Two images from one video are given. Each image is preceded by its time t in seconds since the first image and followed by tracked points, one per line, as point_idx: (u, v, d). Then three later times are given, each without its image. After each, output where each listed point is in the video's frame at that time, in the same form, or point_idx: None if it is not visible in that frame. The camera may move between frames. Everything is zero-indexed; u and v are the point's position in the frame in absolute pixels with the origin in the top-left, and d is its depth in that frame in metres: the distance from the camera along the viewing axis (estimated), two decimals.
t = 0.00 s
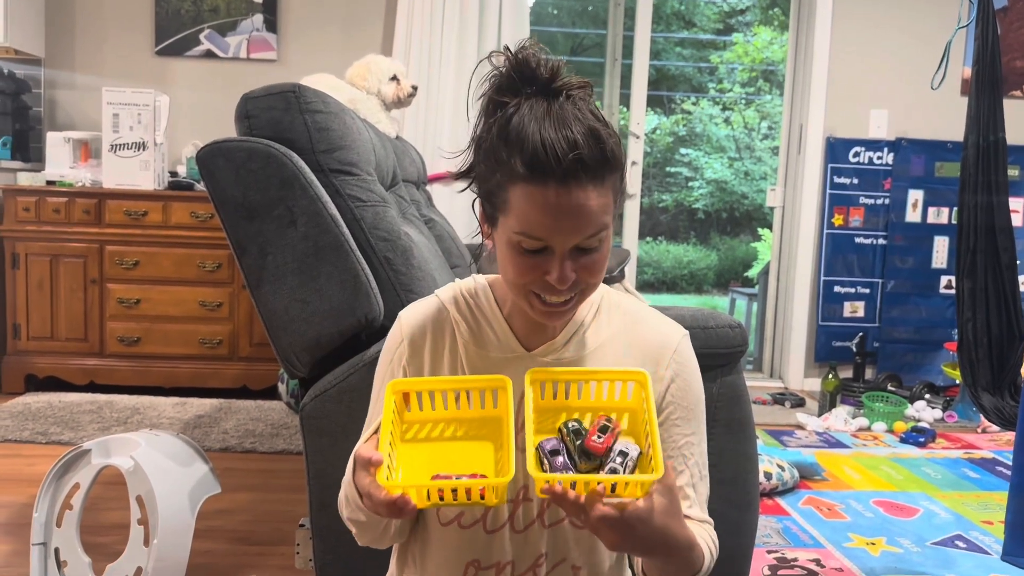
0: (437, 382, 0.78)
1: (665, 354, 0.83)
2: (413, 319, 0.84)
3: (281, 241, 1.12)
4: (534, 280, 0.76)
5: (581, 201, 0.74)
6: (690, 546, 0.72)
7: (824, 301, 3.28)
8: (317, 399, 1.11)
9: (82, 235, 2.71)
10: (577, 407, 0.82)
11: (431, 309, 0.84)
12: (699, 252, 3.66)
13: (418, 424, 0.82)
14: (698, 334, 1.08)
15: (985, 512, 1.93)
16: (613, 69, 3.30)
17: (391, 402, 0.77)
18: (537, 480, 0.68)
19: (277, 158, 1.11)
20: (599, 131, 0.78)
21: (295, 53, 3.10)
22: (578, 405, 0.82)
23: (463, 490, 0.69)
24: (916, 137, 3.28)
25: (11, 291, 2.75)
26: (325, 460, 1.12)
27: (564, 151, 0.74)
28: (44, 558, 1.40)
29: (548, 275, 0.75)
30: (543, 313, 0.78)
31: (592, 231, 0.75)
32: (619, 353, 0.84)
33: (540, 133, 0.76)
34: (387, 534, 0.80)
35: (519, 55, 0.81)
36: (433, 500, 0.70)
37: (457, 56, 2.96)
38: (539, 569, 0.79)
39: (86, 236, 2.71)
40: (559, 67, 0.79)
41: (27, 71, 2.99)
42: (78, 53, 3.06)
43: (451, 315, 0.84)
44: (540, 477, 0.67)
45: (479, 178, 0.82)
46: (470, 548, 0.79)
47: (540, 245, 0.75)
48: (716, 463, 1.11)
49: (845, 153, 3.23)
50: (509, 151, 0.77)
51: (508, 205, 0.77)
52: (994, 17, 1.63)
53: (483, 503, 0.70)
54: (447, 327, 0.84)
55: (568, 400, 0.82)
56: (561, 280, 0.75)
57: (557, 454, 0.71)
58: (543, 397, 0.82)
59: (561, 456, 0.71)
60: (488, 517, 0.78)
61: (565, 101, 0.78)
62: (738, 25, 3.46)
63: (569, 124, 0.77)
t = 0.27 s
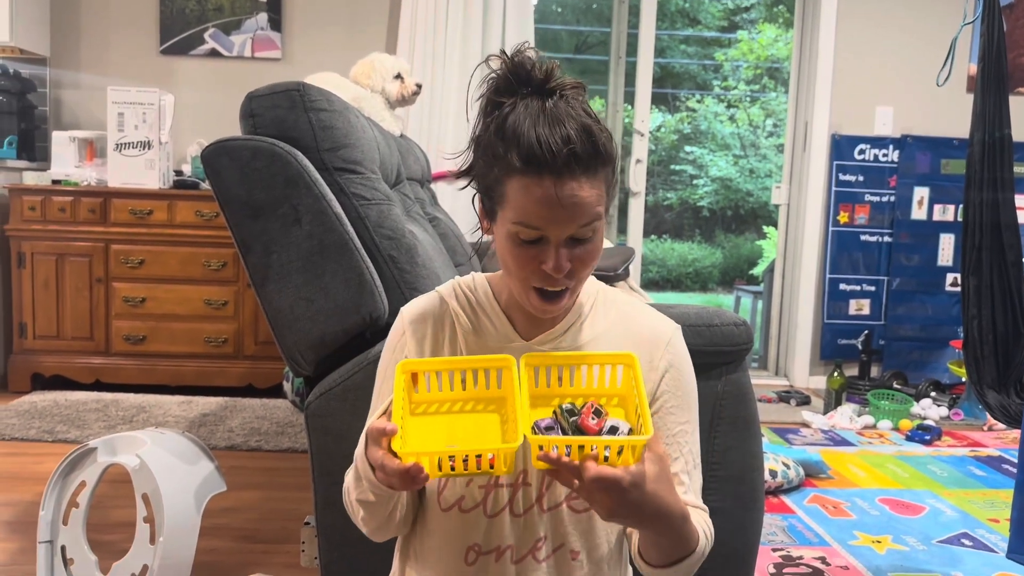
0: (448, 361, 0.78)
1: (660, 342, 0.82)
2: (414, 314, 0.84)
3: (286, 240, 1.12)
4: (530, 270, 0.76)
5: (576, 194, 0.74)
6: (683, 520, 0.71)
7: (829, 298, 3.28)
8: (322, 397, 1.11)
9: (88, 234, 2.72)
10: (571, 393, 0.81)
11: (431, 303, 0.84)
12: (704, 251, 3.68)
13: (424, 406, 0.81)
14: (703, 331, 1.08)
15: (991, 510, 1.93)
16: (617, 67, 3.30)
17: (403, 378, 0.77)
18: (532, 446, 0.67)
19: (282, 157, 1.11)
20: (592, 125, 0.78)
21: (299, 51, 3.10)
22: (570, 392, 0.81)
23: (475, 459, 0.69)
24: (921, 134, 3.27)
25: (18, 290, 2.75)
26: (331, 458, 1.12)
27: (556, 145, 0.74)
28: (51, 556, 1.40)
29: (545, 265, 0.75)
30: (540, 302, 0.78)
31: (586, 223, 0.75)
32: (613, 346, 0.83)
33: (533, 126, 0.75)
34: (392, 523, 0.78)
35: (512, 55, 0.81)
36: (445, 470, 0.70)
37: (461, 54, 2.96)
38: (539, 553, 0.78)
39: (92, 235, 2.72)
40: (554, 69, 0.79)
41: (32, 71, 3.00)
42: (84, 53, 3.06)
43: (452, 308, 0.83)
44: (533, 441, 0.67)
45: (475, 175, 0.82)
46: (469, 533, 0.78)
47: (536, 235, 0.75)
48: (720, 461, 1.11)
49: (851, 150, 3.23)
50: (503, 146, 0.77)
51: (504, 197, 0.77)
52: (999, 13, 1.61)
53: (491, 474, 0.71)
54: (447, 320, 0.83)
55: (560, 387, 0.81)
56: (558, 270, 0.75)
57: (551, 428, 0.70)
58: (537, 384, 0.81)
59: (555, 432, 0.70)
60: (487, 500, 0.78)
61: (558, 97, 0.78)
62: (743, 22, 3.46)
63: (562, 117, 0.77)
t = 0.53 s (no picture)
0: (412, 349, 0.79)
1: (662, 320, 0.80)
2: (417, 306, 0.84)
3: (289, 238, 1.12)
4: (520, 225, 0.76)
5: (559, 149, 0.76)
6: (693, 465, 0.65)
7: (833, 296, 3.27)
8: (326, 395, 1.11)
9: (92, 233, 2.73)
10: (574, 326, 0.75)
11: (437, 292, 0.84)
12: (707, 248, 3.65)
13: (396, 392, 0.82)
14: (705, 329, 1.08)
15: (995, 507, 1.92)
16: (620, 65, 3.29)
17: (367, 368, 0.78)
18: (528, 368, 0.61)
19: (284, 154, 1.11)
20: (578, 101, 0.81)
21: (303, 51, 3.11)
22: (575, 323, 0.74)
23: (434, 446, 0.69)
24: (926, 132, 3.27)
25: (23, 288, 2.76)
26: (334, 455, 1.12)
27: (540, 109, 0.78)
28: (55, 553, 1.41)
29: (536, 220, 0.75)
30: (536, 261, 0.77)
31: (572, 176, 0.76)
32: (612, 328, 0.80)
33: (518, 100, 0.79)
34: (382, 506, 0.78)
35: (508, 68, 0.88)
36: (405, 456, 0.71)
37: (464, 53, 2.97)
38: (541, 540, 0.76)
39: (96, 233, 2.72)
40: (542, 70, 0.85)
41: (37, 70, 3.01)
42: (88, 52, 3.07)
43: (456, 297, 0.83)
44: (530, 364, 0.60)
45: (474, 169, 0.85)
46: (472, 519, 0.77)
47: (524, 191, 0.77)
48: (724, 458, 1.11)
49: (855, 148, 3.22)
50: (493, 123, 0.80)
51: (494, 170, 0.80)
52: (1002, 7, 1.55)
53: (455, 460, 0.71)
54: (451, 310, 0.83)
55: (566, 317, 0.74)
56: (548, 220, 0.75)
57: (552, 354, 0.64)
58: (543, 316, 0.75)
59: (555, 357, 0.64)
60: (489, 487, 0.77)
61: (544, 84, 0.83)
62: (747, 20, 3.46)
63: (547, 93, 0.81)
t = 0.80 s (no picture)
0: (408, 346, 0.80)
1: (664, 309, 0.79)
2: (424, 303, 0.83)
3: (293, 236, 1.12)
4: (517, 208, 0.77)
5: (555, 133, 0.76)
6: (697, 427, 0.61)
7: (838, 294, 3.27)
8: (330, 392, 1.09)
9: (97, 232, 2.73)
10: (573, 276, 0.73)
11: (447, 290, 0.83)
12: (712, 247, 3.65)
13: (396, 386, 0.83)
14: (710, 327, 1.08)
15: (1001, 506, 1.92)
16: (624, 63, 3.29)
17: (364, 360, 0.80)
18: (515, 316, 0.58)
19: (288, 153, 1.11)
20: (578, 89, 0.81)
21: (307, 50, 3.11)
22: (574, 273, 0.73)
23: (407, 440, 0.70)
24: (931, 129, 3.26)
25: (27, 288, 2.77)
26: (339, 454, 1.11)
27: (537, 96, 0.78)
28: (61, 552, 1.41)
29: (531, 203, 0.75)
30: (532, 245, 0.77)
31: (567, 160, 0.76)
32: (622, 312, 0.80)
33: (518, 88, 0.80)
34: (385, 487, 0.78)
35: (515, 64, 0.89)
36: (384, 449, 0.71)
37: (467, 52, 2.96)
38: (531, 532, 0.74)
39: (101, 233, 2.73)
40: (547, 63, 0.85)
41: (41, 70, 3.01)
42: (92, 52, 3.07)
43: (462, 293, 0.81)
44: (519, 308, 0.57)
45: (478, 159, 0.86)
46: (461, 509, 0.75)
47: (521, 174, 0.77)
48: (730, 456, 1.10)
49: (859, 145, 3.22)
50: (494, 112, 0.81)
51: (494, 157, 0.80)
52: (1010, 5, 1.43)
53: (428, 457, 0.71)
54: (455, 304, 0.82)
55: (562, 267, 0.73)
56: (542, 203, 0.74)
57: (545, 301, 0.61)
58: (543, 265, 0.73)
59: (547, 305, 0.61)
60: (478, 477, 0.75)
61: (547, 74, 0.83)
62: (751, 17, 3.45)
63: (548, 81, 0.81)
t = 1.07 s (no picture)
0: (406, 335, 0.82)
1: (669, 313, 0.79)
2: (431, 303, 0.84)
3: (296, 235, 1.12)
4: (517, 205, 0.77)
5: (556, 131, 0.76)
6: (691, 443, 0.59)
7: (842, 293, 3.26)
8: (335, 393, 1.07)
9: (100, 231, 2.73)
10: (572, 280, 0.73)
11: (454, 289, 0.84)
12: (715, 245, 3.65)
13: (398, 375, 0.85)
14: (713, 326, 1.07)
15: (1006, 504, 1.91)
16: (627, 61, 3.28)
17: (364, 348, 0.82)
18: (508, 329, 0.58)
19: (291, 152, 1.11)
20: (582, 86, 0.81)
21: (309, 49, 3.11)
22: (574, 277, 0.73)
23: (399, 424, 0.70)
24: (935, 127, 3.25)
25: (31, 288, 2.77)
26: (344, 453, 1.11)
27: (539, 93, 0.78)
28: (65, 551, 1.41)
29: (531, 201, 0.75)
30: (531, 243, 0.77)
31: (568, 158, 0.76)
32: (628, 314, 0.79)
33: (522, 84, 0.80)
34: (388, 480, 0.79)
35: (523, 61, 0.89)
36: (376, 434, 0.72)
37: (470, 50, 2.96)
38: (533, 534, 0.74)
39: (105, 232, 2.73)
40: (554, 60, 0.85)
41: (45, 70, 3.01)
42: (95, 52, 3.08)
43: (468, 292, 0.82)
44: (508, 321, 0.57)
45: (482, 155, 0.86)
46: (463, 510, 0.75)
47: (521, 173, 0.77)
48: (734, 455, 1.10)
49: (863, 143, 3.21)
50: (497, 109, 0.81)
51: (497, 153, 0.80)
52: None
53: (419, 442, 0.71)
54: (461, 304, 0.83)
55: (562, 269, 0.73)
56: (541, 201, 0.74)
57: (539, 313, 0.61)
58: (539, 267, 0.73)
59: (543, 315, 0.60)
60: (478, 479, 0.75)
61: (552, 70, 0.83)
62: (754, 15, 3.44)
63: (551, 78, 0.81)
